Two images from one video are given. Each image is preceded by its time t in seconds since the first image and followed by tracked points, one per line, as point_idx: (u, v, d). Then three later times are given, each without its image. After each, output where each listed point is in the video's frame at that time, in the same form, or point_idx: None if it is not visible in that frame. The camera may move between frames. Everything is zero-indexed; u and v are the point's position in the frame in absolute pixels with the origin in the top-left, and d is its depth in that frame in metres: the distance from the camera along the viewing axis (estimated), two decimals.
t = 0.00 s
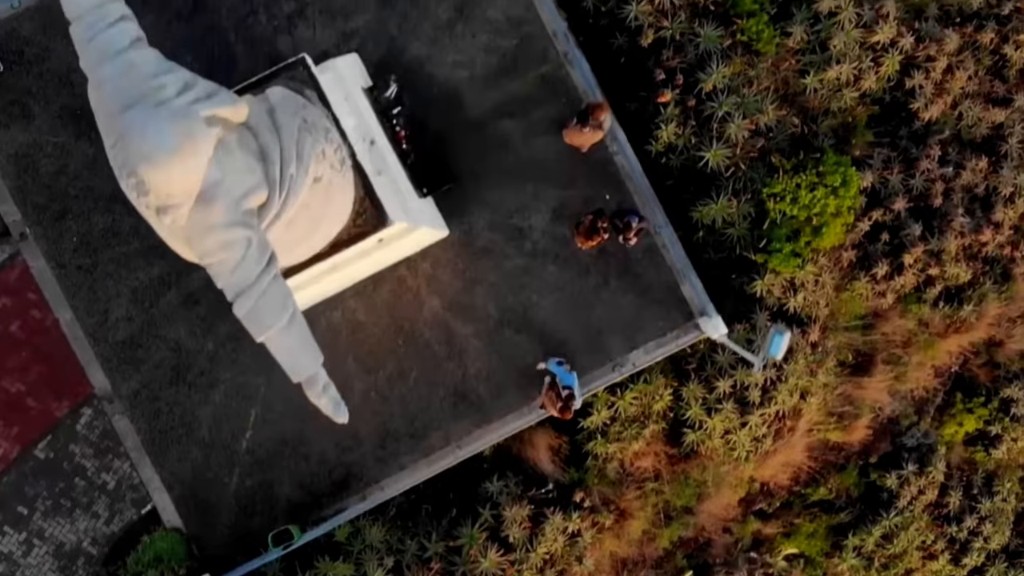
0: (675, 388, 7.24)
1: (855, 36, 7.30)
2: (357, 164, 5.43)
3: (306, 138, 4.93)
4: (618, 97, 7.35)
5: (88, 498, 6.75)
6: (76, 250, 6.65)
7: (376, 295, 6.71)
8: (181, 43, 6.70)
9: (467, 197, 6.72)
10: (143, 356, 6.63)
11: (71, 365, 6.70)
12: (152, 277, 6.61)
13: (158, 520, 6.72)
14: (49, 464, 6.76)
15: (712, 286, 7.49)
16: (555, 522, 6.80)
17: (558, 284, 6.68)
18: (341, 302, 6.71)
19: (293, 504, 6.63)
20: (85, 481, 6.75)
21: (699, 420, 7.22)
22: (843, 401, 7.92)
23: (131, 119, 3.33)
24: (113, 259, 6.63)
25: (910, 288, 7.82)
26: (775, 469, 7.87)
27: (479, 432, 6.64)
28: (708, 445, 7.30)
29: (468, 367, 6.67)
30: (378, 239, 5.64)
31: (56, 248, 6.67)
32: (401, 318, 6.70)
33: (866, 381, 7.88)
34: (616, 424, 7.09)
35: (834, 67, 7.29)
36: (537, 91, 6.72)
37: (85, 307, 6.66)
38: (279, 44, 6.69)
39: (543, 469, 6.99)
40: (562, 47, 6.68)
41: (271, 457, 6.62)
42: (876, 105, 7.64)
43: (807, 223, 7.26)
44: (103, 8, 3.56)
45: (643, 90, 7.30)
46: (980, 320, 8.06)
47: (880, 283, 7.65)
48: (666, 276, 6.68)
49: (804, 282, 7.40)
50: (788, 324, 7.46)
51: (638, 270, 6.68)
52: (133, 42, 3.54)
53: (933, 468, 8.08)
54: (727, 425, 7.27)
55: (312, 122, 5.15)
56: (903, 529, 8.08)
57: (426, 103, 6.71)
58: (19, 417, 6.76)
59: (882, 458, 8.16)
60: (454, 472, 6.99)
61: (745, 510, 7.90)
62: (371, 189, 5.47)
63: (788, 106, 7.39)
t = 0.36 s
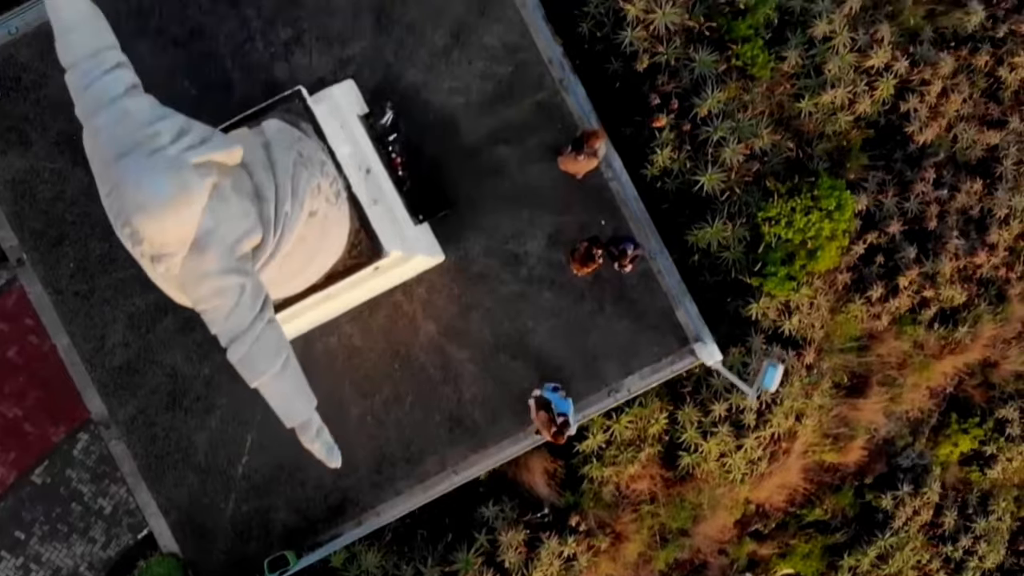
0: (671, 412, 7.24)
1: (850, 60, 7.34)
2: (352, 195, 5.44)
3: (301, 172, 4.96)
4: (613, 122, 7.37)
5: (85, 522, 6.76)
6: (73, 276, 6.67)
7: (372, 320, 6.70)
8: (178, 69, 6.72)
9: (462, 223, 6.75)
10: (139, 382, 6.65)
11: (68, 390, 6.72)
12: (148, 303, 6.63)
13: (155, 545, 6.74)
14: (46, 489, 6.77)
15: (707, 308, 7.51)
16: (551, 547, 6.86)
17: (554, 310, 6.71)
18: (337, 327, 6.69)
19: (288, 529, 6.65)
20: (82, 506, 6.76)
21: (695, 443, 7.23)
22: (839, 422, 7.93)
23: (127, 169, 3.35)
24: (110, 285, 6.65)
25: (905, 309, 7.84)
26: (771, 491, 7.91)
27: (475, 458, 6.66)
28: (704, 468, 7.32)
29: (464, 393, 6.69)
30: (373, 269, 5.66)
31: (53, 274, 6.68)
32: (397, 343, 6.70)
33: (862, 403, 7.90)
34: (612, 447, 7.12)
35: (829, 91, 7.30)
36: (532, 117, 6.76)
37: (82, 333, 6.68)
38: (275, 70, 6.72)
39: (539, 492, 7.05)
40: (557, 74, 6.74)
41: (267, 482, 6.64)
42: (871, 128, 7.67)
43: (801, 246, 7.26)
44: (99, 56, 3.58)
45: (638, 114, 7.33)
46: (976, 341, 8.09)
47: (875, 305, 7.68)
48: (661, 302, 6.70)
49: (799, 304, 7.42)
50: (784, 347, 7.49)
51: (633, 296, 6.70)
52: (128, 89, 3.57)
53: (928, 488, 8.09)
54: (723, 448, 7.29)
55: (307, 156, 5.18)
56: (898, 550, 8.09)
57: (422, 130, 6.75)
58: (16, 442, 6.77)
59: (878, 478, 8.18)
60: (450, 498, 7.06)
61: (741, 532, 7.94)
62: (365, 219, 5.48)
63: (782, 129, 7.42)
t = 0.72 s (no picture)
0: (667, 433, 7.26)
1: (845, 82, 7.35)
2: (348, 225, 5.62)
3: (297, 203, 4.97)
4: (609, 144, 7.38)
5: (82, 545, 6.80)
6: (70, 299, 6.69)
7: (369, 343, 6.72)
8: (176, 94, 6.74)
9: (459, 246, 6.76)
10: (136, 405, 6.67)
11: (65, 414, 6.75)
12: (146, 326, 6.66)
13: (153, 568, 6.75)
14: (43, 511, 6.81)
15: (703, 329, 7.51)
16: (547, 569, 6.95)
17: (550, 333, 6.73)
18: (333, 350, 6.71)
19: (285, 552, 6.67)
20: (79, 528, 6.80)
21: (691, 464, 7.26)
22: (834, 442, 7.95)
23: (121, 214, 3.37)
24: (107, 308, 6.68)
25: (901, 329, 7.87)
26: (766, 510, 7.94)
27: (471, 481, 6.68)
28: (700, 489, 7.35)
29: (460, 416, 6.71)
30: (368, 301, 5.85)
31: (50, 297, 6.69)
32: (394, 367, 6.72)
33: (857, 422, 7.92)
34: (608, 469, 7.17)
35: (824, 113, 7.35)
36: (528, 141, 6.78)
37: (79, 356, 6.69)
38: (273, 94, 6.75)
39: (535, 514, 7.14)
40: (553, 98, 6.78)
41: (264, 505, 6.66)
42: (866, 149, 7.70)
43: (797, 267, 7.33)
44: (95, 99, 3.61)
45: (634, 136, 7.35)
46: (971, 360, 8.10)
47: (871, 325, 7.69)
48: (657, 325, 6.72)
49: (795, 325, 7.44)
50: (779, 367, 7.51)
51: (629, 319, 6.73)
52: (124, 132, 3.59)
53: (923, 507, 8.11)
54: (719, 469, 7.30)
55: (303, 186, 5.20)
56: (894, 568, 8.10)
57: (419, 154, 6.77)
58: (14, 464, 6.81)
59: (873, 497, 8.19)
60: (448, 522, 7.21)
61: (737, 551, 7.98)
62: (361, 249, 5.70)
63: (778, 151, 7.45)
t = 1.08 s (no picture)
0: (662, 459, 7.29)
1: (839, 109, 7.39)
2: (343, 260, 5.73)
3: (292, 241, 5.00)
4: (604, 171, 7.42)
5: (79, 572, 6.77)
6: (68, 327, 6.72)
7: (364, 371, 6.74)
8: (173, 122, 6.77)
9: (454, 274, 6.78)
10: (133, 433, 6.70)
11: (62, 442, 6.77)
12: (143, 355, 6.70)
13: None
14: (41, 538, 6.80)
15: (698, 354, 7.51)
16: None
17: (545, 360, 6.75)
18: (329, 378, 6.74)
19: None
20: (77, 555, 6.78)
21: (686, 489, 7.29)
22: (830, 466, 7.97)
23: (116, 269, 3.40)
24: (105, 336, 6.72)
25: (896, 353, 7.89)
26: (761, 535, 7.96)
27: (466, 509, 6.71)
28: (695, 514, 7.37)
29: (456, 443, 6.74)
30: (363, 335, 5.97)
31: (47, 325, 6.73)
32: (389, 394, 6.75)
33: (852, 445, 7.95)
34: (603, 494, 7.21)
35: (818, 140, 7.39)
36: (524, 169, 6.81)
37: (77, 384, 6.72)
38: (269, 123, 6.77)
39: (531, 540, 7.23)
40: (548, 126, 6.82)
41: (260, 533, 6.69)
42: (861, 174, 7.74)
43: (791, 294, 7.36)
44: (90, 152, 3.65)
45: (629, 163, 7.38)
46: (965, 384, 8.13)
47: (865, 350, 7.73)
48: (652, 353, 6.76)
49: (790, 350, 7.46)
50: (775, 393, 7.53)
51: (624, 347, 6.76)
52: (119, 185, 3.63)
53: (918, 530, 8.14)
54: (715, 494, 7.33)
55: (298, 222, 5.24)
56: None
57: (414, 183, 6.80)
58: (11, 492, 6.80)
59: (869, 520, 8.23)
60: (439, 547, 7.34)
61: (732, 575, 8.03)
62: (356, 284, 5.81)
63: (773, 177, 7.49)
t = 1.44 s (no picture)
0: (658, 482, 7.33)
1: (834, 133, 7.41)
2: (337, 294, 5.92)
3: (287, 275, 5.03)
4: (601, 196, 7.49)
5: None
6: (64, 352, 6.75)
7: (360, 397, 6.77)
8: (170, 149, 6.81)
9: (450, 299, 6.81)
10: (130, 458, 6.73)
11: (59, 466, 6.79)
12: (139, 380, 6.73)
13: None
14: (38, 563, 6.80)
15: (694, 376, 7.60)
16: None
17: (540, 386, 6.78)
18: (325, 403, 6.76)
19: None
20: None
21: (681, 513, 7.30)
22: (824, 488, 8.01)
23: (111, 317, 3.43)
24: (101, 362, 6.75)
25: (890, 375, 7.91)
26: (756, 557, 7.96)
27: (461, 534, 6.74)
28: (691, 537, 7.38)
29: (451, 469, 6.77)
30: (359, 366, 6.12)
31: (44, 351, 6.75)
32: (385, 420, 6.78)
33: (847, 467, 7.98)
34: (599, 519, 7.28)
35: (812, 164, 7.41)
36: (519, 195, 6.85)
37: (74, 409, 6.76)
38: (265, 149, 6.81)
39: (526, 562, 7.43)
40: (543, 153, 6.85)
41: (256, 558, 6.72)
42: (855, 198, 7.78)
43: (786, 317, 7.37)
44: (85, 199, 3.68)
45: (624, 188, 7.44)
46: (960, 405, 8.14)
47: (860, 373, 7.74)
48: (646, 379, 6.78)
49: (785, 373, 7.48)
50: (769, 416, 7.56)
51: (619, 372, 6.78)
52: (114, 231, 3.66)
53: (913, 551, 8.17)
54: (710, 517, 7.33)
55: (293, 256, 5.27)
56: None
57: (410, 210, 6.83)
58: (8, 517, 6.82)
59: (863, 541, 8.29)
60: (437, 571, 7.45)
61: None
62: (351, 316, 5.97)
63: (767, 201, 7.53)
